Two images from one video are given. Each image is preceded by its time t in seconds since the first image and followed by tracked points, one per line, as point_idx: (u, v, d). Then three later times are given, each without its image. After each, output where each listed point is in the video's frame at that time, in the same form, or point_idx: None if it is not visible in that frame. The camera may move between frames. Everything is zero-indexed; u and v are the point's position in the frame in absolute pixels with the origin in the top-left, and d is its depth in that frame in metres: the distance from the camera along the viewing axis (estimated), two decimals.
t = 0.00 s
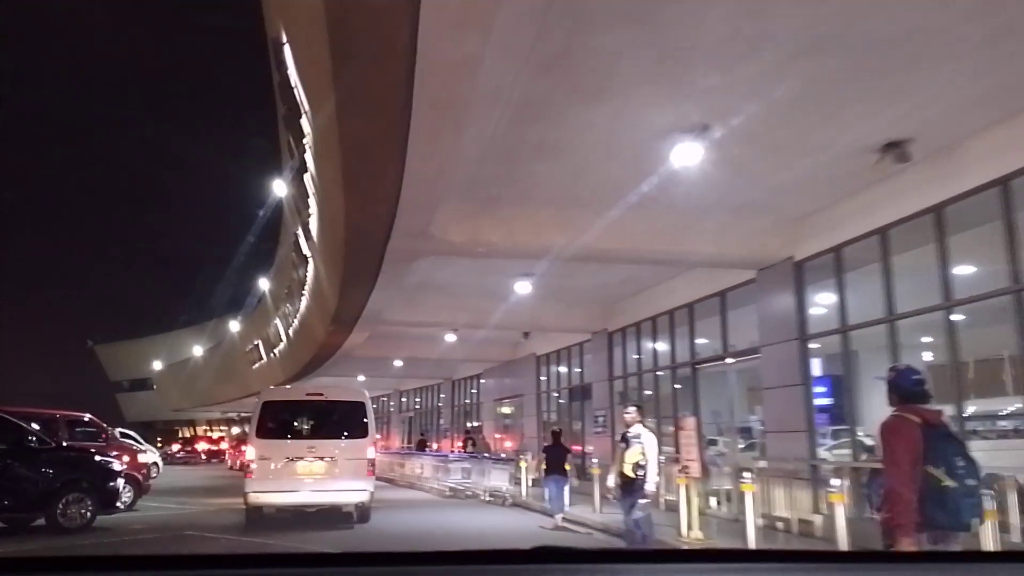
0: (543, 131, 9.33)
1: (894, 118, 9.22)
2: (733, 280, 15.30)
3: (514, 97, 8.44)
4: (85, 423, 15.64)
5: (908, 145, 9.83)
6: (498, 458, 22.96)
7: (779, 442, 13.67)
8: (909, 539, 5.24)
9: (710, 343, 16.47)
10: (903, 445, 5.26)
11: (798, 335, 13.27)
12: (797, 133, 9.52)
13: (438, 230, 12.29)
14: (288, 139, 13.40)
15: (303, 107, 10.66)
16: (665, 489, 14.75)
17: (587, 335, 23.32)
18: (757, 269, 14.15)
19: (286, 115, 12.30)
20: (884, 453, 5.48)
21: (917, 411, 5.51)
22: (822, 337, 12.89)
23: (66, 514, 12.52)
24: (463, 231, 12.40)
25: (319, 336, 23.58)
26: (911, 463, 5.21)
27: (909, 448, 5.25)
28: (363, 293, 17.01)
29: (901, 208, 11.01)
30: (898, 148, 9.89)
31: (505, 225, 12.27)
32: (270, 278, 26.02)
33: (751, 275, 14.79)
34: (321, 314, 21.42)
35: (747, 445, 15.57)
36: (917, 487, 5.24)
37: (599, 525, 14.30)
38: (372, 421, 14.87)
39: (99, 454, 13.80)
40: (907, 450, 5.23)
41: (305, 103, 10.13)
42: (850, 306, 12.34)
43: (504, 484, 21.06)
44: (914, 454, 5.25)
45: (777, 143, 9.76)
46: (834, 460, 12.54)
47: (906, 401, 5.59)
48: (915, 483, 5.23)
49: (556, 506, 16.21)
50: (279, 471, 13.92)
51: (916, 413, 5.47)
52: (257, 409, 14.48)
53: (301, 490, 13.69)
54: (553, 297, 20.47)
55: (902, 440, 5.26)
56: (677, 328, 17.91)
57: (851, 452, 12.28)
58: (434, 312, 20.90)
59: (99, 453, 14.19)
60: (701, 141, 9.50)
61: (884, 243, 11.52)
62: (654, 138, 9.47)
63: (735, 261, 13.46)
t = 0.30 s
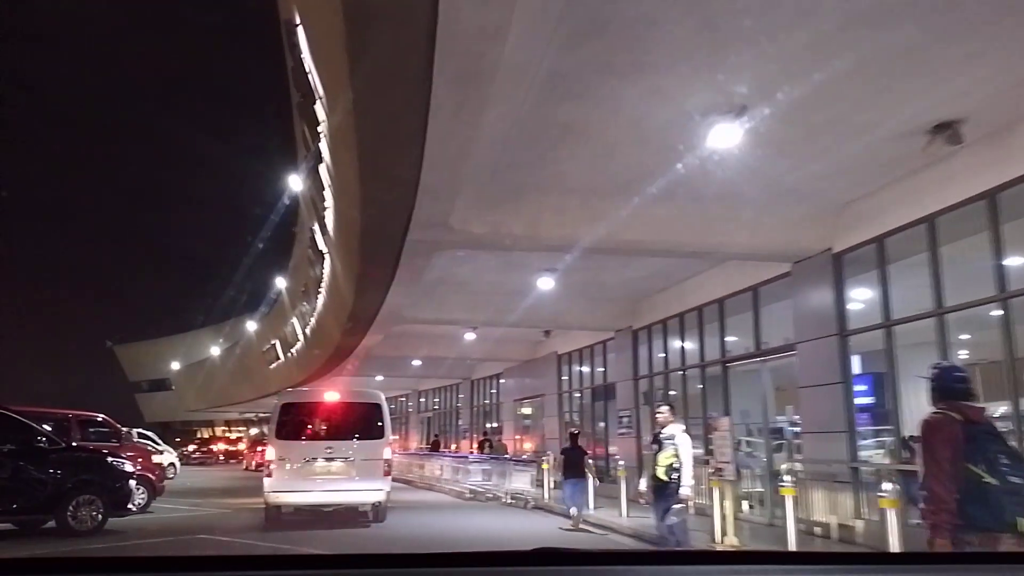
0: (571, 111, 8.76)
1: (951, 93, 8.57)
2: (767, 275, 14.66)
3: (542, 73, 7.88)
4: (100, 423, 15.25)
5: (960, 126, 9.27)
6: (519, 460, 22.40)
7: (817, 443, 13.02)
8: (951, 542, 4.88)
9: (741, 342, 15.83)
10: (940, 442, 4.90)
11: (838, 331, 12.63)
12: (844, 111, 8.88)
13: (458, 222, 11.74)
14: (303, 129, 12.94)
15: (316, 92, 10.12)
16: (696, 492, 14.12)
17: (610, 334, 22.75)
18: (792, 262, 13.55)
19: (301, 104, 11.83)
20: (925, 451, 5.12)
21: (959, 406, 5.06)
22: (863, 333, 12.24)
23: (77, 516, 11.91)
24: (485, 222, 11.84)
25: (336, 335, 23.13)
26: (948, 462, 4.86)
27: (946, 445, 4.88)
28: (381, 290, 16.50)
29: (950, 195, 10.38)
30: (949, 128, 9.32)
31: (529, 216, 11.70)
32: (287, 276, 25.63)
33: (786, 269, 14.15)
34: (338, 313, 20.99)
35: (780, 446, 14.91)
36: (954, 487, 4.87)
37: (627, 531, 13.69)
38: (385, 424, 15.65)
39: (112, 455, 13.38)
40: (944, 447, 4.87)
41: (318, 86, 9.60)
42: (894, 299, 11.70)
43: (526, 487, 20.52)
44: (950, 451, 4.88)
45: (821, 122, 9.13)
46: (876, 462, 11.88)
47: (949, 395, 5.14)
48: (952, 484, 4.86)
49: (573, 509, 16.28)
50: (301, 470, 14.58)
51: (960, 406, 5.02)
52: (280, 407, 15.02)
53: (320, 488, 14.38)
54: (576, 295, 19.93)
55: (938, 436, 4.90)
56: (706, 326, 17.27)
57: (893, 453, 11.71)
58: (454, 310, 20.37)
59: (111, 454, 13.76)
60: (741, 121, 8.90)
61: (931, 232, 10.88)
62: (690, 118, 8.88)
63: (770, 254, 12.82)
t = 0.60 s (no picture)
0: (601, 89, 8.25)
1: (1009, 68, 7.98)
2: (800, 269, 14.06)
3: (571, 45, 7.38)
4: (115, 423, 14.96)
5: (1016, 103, 8.68)
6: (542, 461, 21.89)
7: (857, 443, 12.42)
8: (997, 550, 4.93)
9: (773, 338, 15.22)
10: (995, 447, 4.93)
11: (878, 326, 12.01)
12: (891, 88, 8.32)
13: (480, 211, 11.24)
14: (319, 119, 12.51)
15: (331, 77, 9.66)
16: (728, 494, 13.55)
17: (634, 331, 22.19)
18: (829, 254, 12.95)
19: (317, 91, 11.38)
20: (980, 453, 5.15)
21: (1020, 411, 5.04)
22: (905, 327, 11.63)
23: (90, 518, 11.41)
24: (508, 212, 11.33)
25: (355, 333, 22.72)
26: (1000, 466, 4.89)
27: (1002, 451, 4.91)
28: (400, 286, 16.05)
29: (1002, 179, 9.77)
30: (1003, 105, 8.74)
31: (553, 205, 11.20)
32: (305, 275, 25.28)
33: (821, 262, 13.54)
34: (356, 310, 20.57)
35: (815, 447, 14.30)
36: (1005, 495, 4.90)
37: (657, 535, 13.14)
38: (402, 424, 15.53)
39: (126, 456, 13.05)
40: (999, 453, 4.90)
41: (334, 70, 9.14)
42: (940, 291, 11.08)
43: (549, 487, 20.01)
44: (1004, 457, 4.91)
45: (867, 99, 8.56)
46: (920, 463, 11.27)
47: (1011, 399, 5.10)
48: (1003, 492, 4.89)
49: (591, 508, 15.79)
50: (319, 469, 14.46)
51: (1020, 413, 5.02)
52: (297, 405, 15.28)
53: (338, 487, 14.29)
54: (599, 291, 19.40)
55: (995, 441, 4.94)
56: (735, 322, 16.65)
57: (941, 454, 11.11)
58: (474, 307, 19.89)
59: (126, 454, 13.43)
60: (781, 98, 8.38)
61: (981, 219, 10.26)
62: (726, 94, 8.34)
63: (806, 245, 12.23)
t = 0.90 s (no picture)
0: (631, 67, 7.77)
1: None
2: (837, 262, 13.45)
3: (602, 17, 6.88)
4: (130, 423, 14.64)
5: None
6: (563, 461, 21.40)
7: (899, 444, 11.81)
8: None
9: (807, 335, 14.62)
10: None
11: (921, 321, 11.43)
12: (945, 65, 7.77)
13: (502, 202, 10.78)
14: (335, 108, 12.07)
15: (348, 61, 9.23)
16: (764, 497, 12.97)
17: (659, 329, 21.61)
18: (868, 245, 12.34)
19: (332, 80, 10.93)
20: None
21: None
22: (952, 321, 11.00)
23: (101, 520, 11.11)
24: (532, 203, 10.86)
25: (373, 332, 22.31)
26: None
27: None
28: (418, 282, 15.56)
29: None
30: None
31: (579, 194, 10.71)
32: (323, 273, 24.94)
33: (861, 255, 12.91)
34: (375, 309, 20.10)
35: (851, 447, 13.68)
36: None
37: (687, 538, 12.59)
38: (419, 423, 15.24)
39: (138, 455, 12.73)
40: None
41: (350, 53, 8.70)
42: (990, 284, 10.47)
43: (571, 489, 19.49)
44: None
45: (917, 77, 8.01)
46: (968, 464, 10.66)
47: None
48: None
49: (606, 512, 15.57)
50: (338, 469, 14.23)
51: None
52: (319, 406, 14.94)
53: (355, 488, 14.08)
54: (623, 287, 18.89)
55: None
56: (766, 319, 16.07)
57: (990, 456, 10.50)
58: (495, 305, 19.42)
59: (140, 455, 13.06)
60: (824, 75, 7.84)
61: None
62: (768, 72, 7.82)
63: (844, 236, 11.66)
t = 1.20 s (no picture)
0: (666, 40, 7.24)
1: None
2: (876, 254, 12.83)
3: None
4: (144, 421, 14.30)
5: None
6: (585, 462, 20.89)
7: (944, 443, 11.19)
8: None
9: (843, 331, 14.01)
10: None
11: (970, 315, 10.77)
12: (1009, 35, 7.19)
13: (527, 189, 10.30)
14: (352, 96, 11.65)
15: (365, 42, 8.79)
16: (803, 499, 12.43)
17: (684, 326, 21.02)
18: (912, 235, 11.72)
19: (348, 64, 10.50)
20: None
21: None
22: (1005, 315, 10.36)
23: (110, 522, 10.32)
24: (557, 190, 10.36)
25: (392, 331, 21.90)
26: None
27: None
28: (438, 277, 15.10)
29: None
30: None
31: (608, 182, 10.19)
32: (341, 271, 24.60)
33: (903, 246, 12.28)
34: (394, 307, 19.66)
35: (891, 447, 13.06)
36: None
37: (720, 542, 12.04)
38: (435, 423, 14.75)
39: (152, 454, 12.36)
40: None
41: (368, 28, 8.25)
42: None
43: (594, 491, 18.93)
44: None
45: (976, 48, 7.43)
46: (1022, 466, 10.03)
47: None
48: None
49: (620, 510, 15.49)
50: (357, 468, 13.87)
51: None
52: (336, 406, 14.47)
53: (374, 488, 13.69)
54: (648, 283, 18.35)
55: None
56: (800, 314, 15.44)
57: None
58: (516, 301, 18.92)
59: (153, 455, 12.67)
60: (875, 46, 7.29)
61: None
62: (816, 43, 7.28)
63: (887, 226, 11.05)
